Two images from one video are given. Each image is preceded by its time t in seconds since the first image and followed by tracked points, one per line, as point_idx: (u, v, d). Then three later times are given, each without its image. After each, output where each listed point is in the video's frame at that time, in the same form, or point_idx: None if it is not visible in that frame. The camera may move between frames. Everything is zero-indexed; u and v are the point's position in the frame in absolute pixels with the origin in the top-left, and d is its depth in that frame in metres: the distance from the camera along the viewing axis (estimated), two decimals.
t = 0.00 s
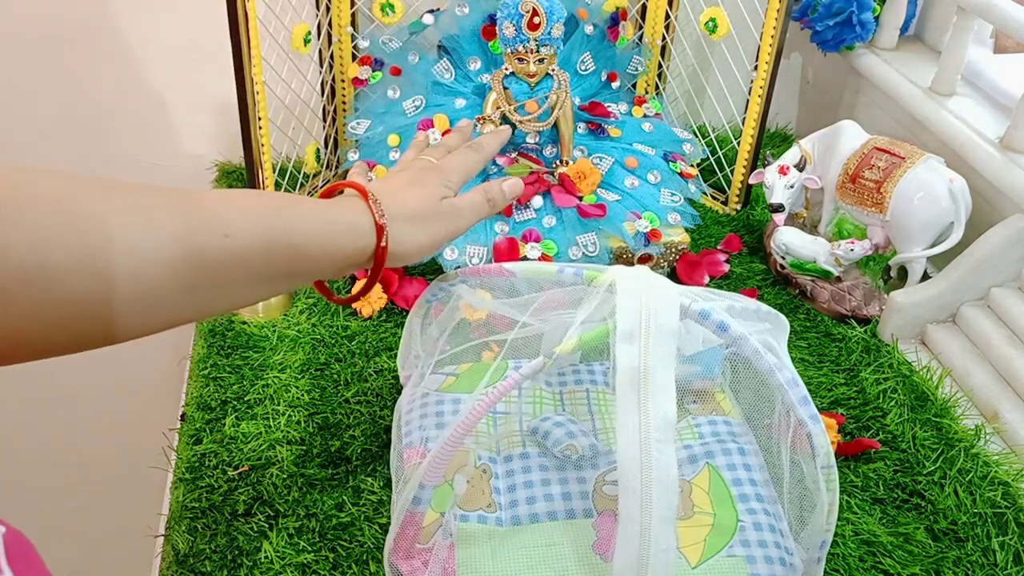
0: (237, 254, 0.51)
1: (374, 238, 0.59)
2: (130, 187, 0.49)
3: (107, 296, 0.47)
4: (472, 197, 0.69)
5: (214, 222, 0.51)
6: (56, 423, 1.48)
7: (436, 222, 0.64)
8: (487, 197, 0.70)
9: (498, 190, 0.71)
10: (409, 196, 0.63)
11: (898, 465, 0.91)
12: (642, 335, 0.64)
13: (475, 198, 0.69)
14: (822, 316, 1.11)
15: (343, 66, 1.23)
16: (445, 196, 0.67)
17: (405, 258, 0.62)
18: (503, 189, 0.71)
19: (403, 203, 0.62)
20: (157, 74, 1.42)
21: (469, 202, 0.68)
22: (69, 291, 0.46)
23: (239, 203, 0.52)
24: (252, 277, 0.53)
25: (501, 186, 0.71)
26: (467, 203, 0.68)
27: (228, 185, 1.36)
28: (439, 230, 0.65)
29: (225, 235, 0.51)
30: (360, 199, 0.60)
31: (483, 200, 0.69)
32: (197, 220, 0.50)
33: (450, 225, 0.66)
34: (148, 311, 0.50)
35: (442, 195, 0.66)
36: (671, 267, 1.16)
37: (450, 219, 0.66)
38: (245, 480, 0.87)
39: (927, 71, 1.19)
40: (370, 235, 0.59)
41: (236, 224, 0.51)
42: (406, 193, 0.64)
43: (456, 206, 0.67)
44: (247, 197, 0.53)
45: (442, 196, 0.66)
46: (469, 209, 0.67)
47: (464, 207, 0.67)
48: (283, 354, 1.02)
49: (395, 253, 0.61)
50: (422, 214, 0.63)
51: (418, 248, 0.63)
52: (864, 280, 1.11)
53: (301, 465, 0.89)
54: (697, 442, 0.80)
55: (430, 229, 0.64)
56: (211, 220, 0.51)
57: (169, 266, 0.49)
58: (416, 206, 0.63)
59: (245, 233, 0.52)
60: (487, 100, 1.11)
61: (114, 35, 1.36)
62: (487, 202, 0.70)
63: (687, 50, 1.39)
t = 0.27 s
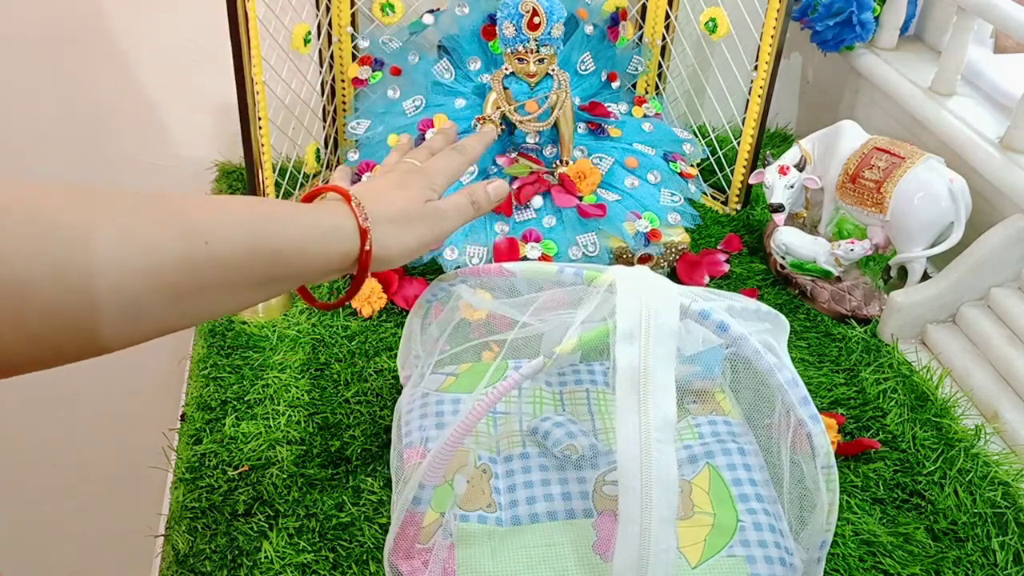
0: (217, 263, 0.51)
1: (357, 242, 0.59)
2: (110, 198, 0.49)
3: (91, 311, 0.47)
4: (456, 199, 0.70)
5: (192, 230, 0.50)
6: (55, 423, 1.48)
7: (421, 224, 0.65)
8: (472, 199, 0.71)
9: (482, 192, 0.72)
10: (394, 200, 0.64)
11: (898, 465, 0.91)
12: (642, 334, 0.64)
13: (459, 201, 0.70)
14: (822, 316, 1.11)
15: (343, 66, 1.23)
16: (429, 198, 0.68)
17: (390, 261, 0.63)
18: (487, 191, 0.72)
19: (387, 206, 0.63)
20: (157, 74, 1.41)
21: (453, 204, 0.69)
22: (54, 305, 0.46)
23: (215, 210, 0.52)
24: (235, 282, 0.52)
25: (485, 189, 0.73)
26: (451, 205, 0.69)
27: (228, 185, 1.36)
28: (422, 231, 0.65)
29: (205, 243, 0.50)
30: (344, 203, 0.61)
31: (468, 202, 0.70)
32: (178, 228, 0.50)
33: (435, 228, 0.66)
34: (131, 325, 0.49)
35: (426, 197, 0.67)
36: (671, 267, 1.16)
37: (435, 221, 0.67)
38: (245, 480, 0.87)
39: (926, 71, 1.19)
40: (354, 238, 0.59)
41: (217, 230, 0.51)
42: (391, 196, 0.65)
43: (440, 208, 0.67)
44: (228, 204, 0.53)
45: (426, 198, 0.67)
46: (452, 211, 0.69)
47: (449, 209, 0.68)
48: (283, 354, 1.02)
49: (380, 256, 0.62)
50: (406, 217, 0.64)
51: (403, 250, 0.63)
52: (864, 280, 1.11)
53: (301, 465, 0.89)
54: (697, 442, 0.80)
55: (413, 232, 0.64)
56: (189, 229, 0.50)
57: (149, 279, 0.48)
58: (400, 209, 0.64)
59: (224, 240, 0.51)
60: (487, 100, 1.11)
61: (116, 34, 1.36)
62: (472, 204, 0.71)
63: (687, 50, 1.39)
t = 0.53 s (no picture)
0: (183, 264, 0.49)
1: (340, 233, 0.57)
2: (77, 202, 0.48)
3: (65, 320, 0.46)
4: (447, 180, 0.67)
5: (154, 231, 0.48)
6: (55, 423, 1.48)
7: (409, 209, 0.62)
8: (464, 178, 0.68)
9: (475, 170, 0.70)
10: (380, 185, 0.61)
11: (898, 465, 0.91)
12: (642, 335, 0.64)
13: (451, 181, 0.67)
14: (822, 316, 1.11)
15: (343, 66, 1.23)
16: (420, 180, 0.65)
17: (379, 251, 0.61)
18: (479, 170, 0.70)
19: (373, 192, 0.60)
20: (157, 74, 1.41)
21: (444, 186, 0.66)
22: (31, 308, 0.45)
23: (179, 208, 0.50)
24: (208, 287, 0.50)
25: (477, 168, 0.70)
26: (442, 188, 0.66)
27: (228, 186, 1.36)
28: (410, 215, 0.63)
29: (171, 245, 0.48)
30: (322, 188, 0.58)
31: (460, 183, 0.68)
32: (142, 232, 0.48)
33: (423, 213, 0.64)
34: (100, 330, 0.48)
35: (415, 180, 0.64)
36: (671, 267, 1.16)
37: (424, 205, 0.64)
38: (245, 480, 0.87)
39: (926, 71, 1.19)
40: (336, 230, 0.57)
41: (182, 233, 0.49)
42: (376, 180, 0.61)
43: (430, 190, 0.65)
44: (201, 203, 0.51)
45: (417, 180, 0.64)
46: (443, 192, 0.66)
47: (439, 191, 0.65)
48: (283, 354, 1.02)
49: (364, 245, 0.59)
50: (393, 202, 0.61)
51: (391, 240, 0.61)
52: (864, 280, 1.11)
53: (301, 465, 0.89)
54: (697, 442, 0.80)
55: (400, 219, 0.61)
56: (152, 229, 0.48)
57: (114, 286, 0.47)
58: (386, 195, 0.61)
59: (190, 239, 0.49)
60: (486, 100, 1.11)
61: (116, 34, 1.36)
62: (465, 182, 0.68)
63: (687, 50, 1.39)
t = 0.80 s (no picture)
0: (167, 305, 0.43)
1: (349, 281, 0.49)
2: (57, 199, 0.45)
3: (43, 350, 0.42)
4: (481, 228, 0.56)
5: (127, 260, 0.42)
6: (55, 423, 1.47)
7: (433, 262, 0.53)
8: (500, 230, 0.57)
9: (517, 221, 0.57)
10: (399, 229, 0.52)
11: (898, 465, 0.91)
12: (642, 334, 0.64)
13: (486, 233, 0.56)
14: (822, 316, 1.11)
15: (343, 66, 1.24)
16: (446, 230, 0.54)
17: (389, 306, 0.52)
18: (519, 221, 0.57)
19: (390, 238, 0.51)
20: (157, 74, 1.41)
21: (478, 238, 0.55)
22: None
23: (164, 237, 0.43)
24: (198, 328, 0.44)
25: (522, 217, 0.57)
26: (475, 239, 0.55)
27: (228, 186, 1.36)
28: (433, 270, 0.53)
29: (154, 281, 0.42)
30: (337, 226, 0.50)
31: (495, 233, 0.56)
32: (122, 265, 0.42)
33: (448, 265, 0.54)
34: (51, 380, 0.42)
35: (443, 228, 0.54)
36: (671, 268, 1.16)
37: (449, 259, 0.54)
38: (245, 480, 0.87)
39: (927, 71, 1.19)
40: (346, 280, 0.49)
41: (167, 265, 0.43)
42: (394, 223, 0.52)
43: (460, 242, 0.54)
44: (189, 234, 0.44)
45: (445, 227, 0.54)
46: (475, 246, 0.55)
47: (470, 242, 0.55)
48: (283, 355, 1.02)
49: (376, 297, 0.51)
50: (414, 254, 0.52)
51: (407, 292, 0.52)
52: (864, 280, 1.11)
53: (301, 465, 0.89)
54: (697, 442, 0.80)
55: (421, 267, 0.52)
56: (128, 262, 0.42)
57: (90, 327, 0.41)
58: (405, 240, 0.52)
59: (176, 289, 0.43)
60: (487, 100, 1.11)
61: (116, 35, 1.36)
62: (500, 236, 0.57)
63: (687, 50, 1.39)
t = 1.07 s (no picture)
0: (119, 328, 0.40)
1: (335, 284, 0.46)
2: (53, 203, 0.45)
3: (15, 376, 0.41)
4: (483, 209, 0.51)
5: (74, 282, 0.40)
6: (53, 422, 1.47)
7: (429, 252, 0.49)
8: (506, 208, 0.52)
9: (524, 198, 0.52)
10: (390, 217, 0.48)
11: (898, 465, 0.91)
12: (642, 335, 0.65)
13: (490, 214, 0.51)
14: (822, 316, 1.11)
15: (343, 66, 1.24)
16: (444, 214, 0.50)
17: (383, 306, 0.49)
18: (526, 196, 0.52)
19: (377, 230, 0.47)
20: (156, 74, 1.41)
21: (480, 218, 0.51)
22: None
23: (115, 253, 0.41)
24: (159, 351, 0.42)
25: (529, 194, 0.52)
26: (476, 222, 0.51)
27: (227, 185, 1.36)
28: (432, 262, 0.49)
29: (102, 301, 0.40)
30: (317, 218, 0.47)
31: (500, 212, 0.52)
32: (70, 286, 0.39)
33: (446, 255, 0.50)
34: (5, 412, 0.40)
35: (441, 212, 0.50)
36: (671, 267, 1.16)
37: (449, 245, 0.50)
38: (245, 480, 0.87)
39: (926, 71, 1.19)
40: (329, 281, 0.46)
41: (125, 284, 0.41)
42: (383, 213, 0.48)
43: (460, 227, 0.50)
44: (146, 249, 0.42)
45: (443, 211, 0.50)
46: (477, 230, 0.51)
47: (471, 227, 0.51)
48: (283, 354, 1.02)
49: (372, 295, 0.48)
50: (407, 243, 0.48)
51: (405, 289, 0.48)
52: (864, 280, 1.11)
53: (301, 465, 0.89)
54: (697, 442, 0.80)
55: (418, 258, 0.48)
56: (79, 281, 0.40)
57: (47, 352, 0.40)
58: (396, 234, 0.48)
59: (141, 296, 0.41)
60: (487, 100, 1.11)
61: (115, 35, 1.36)
62: (505, 214, 0.52)
63: (687, 50, 1.39)
